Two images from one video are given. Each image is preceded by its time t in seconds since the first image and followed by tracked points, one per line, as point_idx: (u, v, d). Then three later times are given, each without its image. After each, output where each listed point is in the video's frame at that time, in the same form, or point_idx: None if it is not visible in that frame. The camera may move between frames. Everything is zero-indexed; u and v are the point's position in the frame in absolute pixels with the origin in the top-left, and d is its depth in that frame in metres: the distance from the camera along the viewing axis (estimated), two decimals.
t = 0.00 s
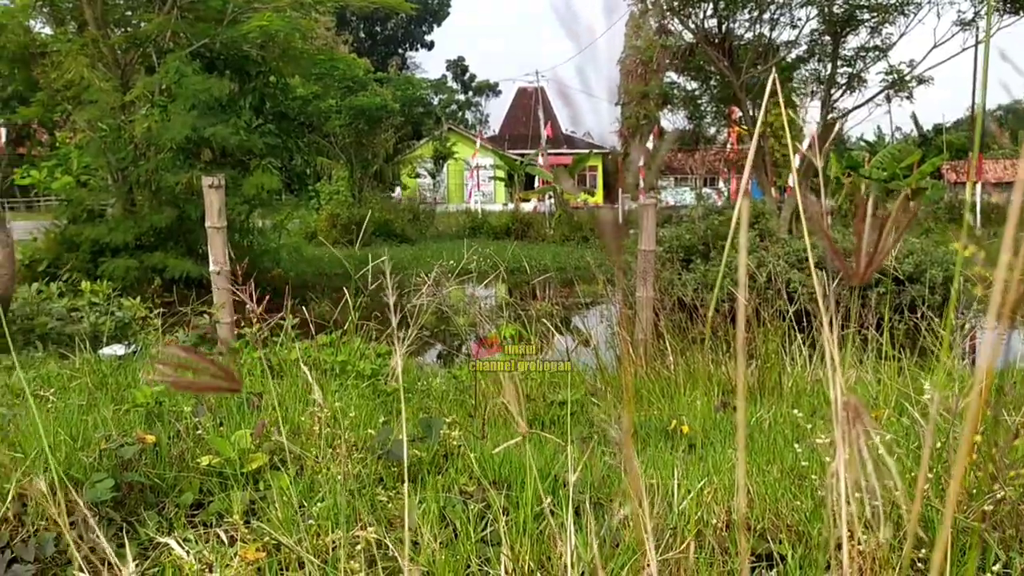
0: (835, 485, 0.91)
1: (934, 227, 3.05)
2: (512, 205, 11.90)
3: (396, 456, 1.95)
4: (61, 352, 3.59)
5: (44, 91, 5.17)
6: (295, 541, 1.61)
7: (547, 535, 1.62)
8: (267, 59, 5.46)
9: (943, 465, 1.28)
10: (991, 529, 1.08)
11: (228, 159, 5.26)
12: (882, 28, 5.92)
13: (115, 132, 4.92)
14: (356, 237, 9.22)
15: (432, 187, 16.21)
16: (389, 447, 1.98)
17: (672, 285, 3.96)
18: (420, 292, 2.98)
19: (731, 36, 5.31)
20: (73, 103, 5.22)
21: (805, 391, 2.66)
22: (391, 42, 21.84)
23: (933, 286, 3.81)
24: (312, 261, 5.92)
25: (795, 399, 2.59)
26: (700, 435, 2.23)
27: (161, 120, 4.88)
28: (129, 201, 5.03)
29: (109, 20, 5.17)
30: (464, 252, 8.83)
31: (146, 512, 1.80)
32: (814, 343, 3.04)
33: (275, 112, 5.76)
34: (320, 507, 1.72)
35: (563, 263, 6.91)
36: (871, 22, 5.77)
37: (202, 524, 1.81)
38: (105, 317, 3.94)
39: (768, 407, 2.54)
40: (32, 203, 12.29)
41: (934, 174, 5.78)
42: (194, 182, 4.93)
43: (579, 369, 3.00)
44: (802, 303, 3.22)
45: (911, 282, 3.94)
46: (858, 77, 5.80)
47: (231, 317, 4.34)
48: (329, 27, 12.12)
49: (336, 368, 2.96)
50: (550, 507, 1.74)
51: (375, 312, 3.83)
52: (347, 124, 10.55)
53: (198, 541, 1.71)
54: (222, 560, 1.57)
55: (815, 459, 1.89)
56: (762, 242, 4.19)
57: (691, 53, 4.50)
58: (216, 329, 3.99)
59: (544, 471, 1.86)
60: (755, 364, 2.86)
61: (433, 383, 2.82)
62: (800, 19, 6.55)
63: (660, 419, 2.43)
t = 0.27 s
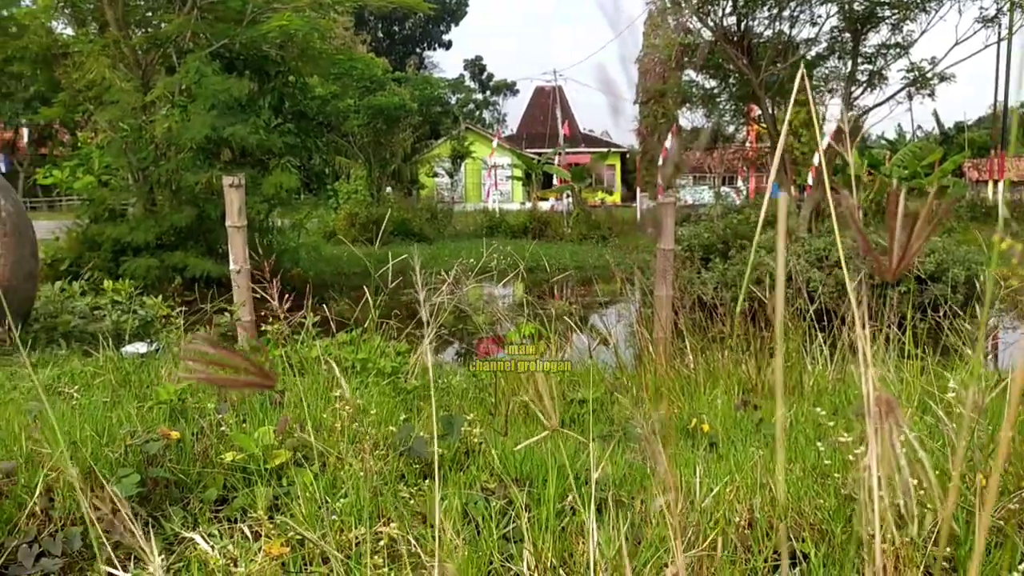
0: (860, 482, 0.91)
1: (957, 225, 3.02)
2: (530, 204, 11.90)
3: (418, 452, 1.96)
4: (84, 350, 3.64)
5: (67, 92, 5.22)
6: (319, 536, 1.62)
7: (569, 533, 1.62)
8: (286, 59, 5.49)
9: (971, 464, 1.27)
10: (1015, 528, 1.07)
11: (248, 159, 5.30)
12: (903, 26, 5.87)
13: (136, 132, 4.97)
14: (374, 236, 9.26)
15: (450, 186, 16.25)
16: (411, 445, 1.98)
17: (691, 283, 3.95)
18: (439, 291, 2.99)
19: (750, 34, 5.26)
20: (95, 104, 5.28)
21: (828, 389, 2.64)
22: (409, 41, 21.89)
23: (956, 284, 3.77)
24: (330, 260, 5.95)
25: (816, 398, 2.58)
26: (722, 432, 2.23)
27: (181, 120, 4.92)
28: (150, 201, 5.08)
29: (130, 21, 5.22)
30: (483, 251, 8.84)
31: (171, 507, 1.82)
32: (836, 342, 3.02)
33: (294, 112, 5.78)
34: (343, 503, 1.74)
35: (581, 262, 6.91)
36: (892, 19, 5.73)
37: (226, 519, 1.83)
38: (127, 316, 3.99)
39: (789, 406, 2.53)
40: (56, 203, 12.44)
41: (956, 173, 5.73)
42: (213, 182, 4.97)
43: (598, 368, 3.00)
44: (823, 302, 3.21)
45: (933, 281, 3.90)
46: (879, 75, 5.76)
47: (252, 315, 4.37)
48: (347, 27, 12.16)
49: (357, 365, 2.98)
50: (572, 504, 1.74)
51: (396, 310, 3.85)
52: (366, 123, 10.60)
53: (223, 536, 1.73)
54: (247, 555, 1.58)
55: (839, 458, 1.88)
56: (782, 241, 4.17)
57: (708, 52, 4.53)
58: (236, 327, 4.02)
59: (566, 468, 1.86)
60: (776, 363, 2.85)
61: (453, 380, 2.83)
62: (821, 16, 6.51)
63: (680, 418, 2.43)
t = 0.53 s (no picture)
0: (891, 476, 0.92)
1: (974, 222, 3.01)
2: (543, 203, 11.90)
3: (442, 449, 1.97)
4: (103, 348, 3.69)
5: (83, 93, 5.27)
6: (347, 530, 1.64)
7: (594, 528, 1.64)
8: (300, 59, 5.51)
9: (992, 459, 1.27)
10: None
11: (263, 158, 5.32)
12: (918, 22, 5.84)
13: (152, 133, 5.02)
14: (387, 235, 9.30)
15: (462, 185, 16.26)
16: (435, 441, 2.00)
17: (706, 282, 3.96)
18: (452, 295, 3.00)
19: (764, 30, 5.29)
20: (112, 105, 5.33)
21: (847, 387, 2.64)
22: (421, 40, 21.92)
23: (973, 282, 3.76)
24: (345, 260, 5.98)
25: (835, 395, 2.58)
26: (740, 428, 2.23)
27: (197, 120, 4.96)
28: (165, 201, 5.13)
29: (146, 22, 5.27)
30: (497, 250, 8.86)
31: (200, 502, 1.85)
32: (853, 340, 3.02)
33: (309, 111, 5.79)
34: (371, 497, 1.76)
35: (595, 261, 6.91)
36: (907, 16, 5.70)
37: (254, 514, 1.85)
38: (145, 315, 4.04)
39: (807, 403, 2.53)
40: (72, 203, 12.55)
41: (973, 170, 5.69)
42: (229, 181, 5.01)
43: (616, 365, 3.01)
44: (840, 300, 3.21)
45: (950, 279, 3.89)
46: (894, 72, 5.73)
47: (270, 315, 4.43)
48: (360, 27, 12.20)
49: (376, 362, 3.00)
50: (599, 500, 1.75)
51: (413, 309, 3.86)
52: (378, 123, 10.64)
53: (251, 531, 1.75)
54: (276, 549, 1.61)
55: (861, 454, 1.88)
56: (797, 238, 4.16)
57: (722, 50, 4.53)
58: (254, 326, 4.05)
59: (590, 464, 1.87)
60: (795, 360, 2.86)
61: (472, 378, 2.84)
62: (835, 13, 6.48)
63: (699, 414, 2.44)
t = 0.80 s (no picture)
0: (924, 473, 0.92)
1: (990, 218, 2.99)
2: (553, 202, 11.90)
3: (464, 446, 1.98)
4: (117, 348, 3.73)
5: (95, 94, 5.32)
6: (373, 525, 1.66)
7: (618, 523, 1.65)
8: (311, 60, 5.51)
9: (1009, 455, 1.27)
10: None
11: (274, 159, 5.32)
12: (930, 17, 5.80)
13: (164, 135, 5.05)
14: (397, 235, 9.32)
15: (472, 183, 16.27)
16: (457, 438, 2.01)
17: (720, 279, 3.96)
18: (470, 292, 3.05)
19: (774, 27, 5.53)
20: (123, 106, 5.37)
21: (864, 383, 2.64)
22: (431, 40, 21.93)
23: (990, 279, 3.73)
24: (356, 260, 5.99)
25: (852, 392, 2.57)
26: (756, 424, 2.24)
27: (208, 122, 4.98)
28: (177, 202, 5.17)
29: (157, 24, 5.30)
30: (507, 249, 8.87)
31: (226, 499, 1.87)
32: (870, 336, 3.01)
33: (319, 112, 5.76)
34: (396, 494, 1.77)
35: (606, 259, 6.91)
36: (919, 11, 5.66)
37: (279, 511, 1.87)
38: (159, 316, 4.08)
39: (825, 400, 2.53)
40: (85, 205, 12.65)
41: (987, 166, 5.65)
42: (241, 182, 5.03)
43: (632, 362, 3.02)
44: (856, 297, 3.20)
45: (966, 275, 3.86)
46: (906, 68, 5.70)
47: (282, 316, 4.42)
48: (369, 27, 12.22)
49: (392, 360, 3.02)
50: (623, 495, 1.76)
51: (426, 307, 3.88)
52: (388, 123, 10.66)
53: (277, 527, 1.77)
54: (303, 545, 1.63)
55: (883, 450, 1.87)
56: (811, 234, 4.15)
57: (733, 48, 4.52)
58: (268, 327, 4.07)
59: (611, 459, 1.88)
60: (811, 357, 2.86)
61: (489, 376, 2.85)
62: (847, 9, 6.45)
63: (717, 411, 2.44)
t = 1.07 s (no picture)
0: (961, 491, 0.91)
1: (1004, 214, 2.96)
2: (561, 201, 11.90)
3: (486, 443, 2.00)
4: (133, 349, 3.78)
5: (104, 97, 5.43)
6: (399, 521, 1.68)
7: (642, 517, 1.67)
8: (318, 61, 5.49)
9: None
10: None
11: (283, 161, 5.31)
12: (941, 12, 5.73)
13: (173, 137, 5.08)
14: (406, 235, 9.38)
15: (481, 182, 16.30)
16: (479, 435, 2.02)
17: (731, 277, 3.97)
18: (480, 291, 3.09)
19: (782, 24, 5.51)
20: (133, 109, 5.41)
21: (880, 379, 2.64)
22: (438, 38, 21.92)
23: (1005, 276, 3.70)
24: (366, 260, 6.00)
25: (868, 388, 2.57)
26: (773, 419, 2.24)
27: (217, 124, 4.99)
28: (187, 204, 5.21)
29: (165, 27, 5.33)
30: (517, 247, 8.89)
31: (253, 495, 1.89)
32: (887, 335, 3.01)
33: (327, 114, 5.65)
34: (422, 490, 1.79)
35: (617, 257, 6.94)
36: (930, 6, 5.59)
37: (305, 508, 1.89)
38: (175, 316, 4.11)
39: (842, 395, 2.53)
40: (96, 208, 12.75)
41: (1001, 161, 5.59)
42: (250, 184, 5.05)
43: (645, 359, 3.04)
44: (871, 294, 3.19)
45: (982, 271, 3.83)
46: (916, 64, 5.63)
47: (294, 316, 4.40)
48: (377, 28, 12.26)
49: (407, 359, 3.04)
50: (645, 491, 1.77)
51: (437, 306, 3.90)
52: (396, 123, 10.72)
53: (304, 524, 1.79)
54: (331, 542, 1.65)
55: (906, 446, 1.87)
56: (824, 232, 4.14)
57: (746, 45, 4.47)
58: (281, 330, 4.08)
59: (634, 455, 1.89)
60: (826, 352, 2.86)
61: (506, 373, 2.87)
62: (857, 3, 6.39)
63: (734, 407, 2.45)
